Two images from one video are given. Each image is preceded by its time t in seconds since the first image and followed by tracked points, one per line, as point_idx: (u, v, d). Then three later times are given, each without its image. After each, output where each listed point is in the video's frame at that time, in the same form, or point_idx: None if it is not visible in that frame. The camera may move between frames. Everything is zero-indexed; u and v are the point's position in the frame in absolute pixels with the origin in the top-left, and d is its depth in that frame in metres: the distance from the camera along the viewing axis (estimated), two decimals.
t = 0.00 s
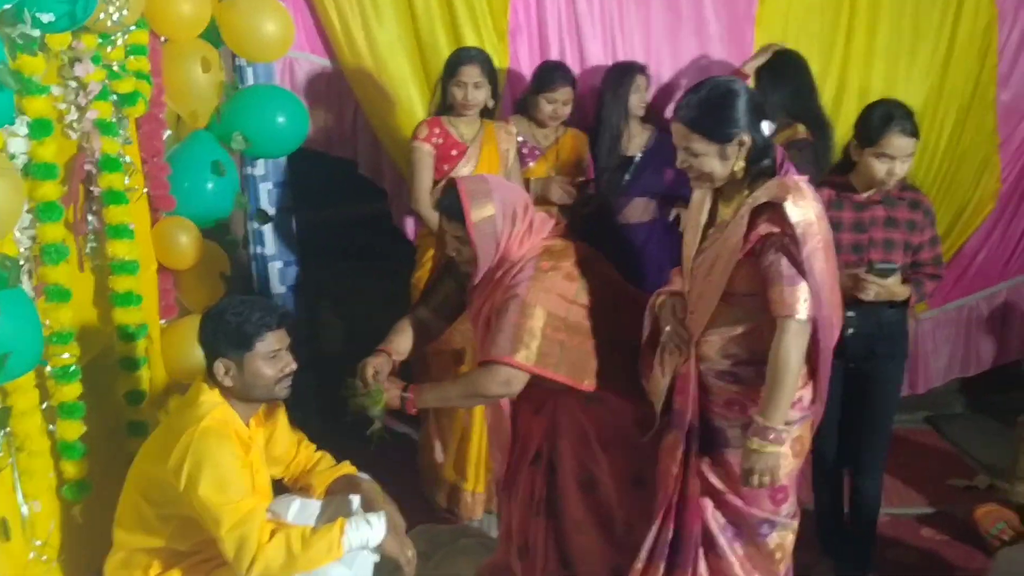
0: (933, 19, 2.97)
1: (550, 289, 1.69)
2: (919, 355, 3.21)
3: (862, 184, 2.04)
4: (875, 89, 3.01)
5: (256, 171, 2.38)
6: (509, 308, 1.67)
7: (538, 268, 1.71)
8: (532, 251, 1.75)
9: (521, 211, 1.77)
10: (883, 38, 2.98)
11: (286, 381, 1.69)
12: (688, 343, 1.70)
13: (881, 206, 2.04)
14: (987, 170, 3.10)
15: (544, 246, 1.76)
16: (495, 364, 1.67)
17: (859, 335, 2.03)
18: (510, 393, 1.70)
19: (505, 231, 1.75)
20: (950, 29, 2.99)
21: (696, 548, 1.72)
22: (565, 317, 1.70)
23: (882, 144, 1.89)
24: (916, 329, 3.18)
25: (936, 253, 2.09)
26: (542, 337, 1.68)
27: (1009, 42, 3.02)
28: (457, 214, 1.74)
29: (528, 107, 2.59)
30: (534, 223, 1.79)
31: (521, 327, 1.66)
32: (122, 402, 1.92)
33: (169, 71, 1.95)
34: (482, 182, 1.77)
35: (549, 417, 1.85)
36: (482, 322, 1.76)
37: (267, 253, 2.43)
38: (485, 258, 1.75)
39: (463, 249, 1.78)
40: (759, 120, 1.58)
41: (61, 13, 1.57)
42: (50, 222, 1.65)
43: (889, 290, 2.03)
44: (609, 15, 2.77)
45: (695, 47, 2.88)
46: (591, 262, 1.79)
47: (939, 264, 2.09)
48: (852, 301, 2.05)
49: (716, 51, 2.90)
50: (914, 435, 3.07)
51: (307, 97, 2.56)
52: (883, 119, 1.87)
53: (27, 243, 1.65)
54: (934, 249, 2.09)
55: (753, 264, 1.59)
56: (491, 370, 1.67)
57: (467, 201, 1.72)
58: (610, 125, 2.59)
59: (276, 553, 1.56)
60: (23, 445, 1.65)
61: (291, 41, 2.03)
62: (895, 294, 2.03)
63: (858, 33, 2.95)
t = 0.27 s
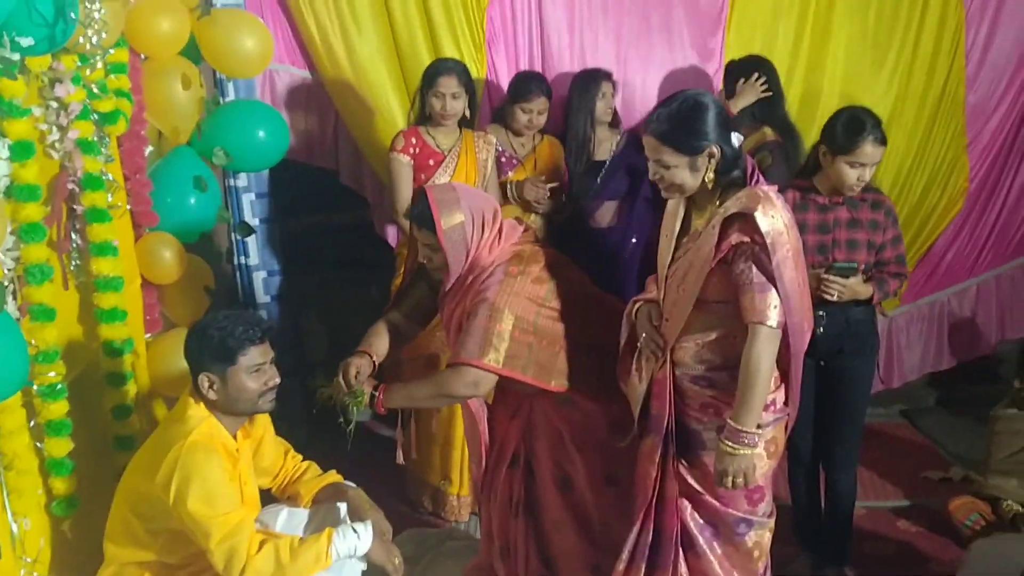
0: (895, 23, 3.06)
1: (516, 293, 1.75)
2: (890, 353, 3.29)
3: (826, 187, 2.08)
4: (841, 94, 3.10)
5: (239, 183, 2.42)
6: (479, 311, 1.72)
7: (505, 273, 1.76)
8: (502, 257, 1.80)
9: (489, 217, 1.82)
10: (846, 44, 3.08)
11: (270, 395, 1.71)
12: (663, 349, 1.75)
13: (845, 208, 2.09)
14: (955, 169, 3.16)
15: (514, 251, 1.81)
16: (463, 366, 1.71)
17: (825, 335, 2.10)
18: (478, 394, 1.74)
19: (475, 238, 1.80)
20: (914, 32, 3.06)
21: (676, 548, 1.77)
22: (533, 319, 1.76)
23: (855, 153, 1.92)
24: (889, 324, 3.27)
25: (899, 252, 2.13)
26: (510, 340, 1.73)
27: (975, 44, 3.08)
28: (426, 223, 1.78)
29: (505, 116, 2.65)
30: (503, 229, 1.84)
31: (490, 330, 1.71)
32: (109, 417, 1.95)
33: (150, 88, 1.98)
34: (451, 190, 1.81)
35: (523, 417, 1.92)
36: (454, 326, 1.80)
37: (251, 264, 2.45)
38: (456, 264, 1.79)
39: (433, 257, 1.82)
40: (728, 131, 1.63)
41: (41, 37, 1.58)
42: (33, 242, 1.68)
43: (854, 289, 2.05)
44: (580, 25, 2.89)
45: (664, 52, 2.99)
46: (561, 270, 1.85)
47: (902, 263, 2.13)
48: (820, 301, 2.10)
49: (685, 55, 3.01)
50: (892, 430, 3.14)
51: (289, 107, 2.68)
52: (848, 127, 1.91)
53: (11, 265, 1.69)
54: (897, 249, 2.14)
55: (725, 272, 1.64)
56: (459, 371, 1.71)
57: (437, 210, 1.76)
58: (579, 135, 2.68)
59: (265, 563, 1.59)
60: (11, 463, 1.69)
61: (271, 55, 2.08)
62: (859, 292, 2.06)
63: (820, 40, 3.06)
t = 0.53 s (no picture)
0: (880, 22, 3.09)
1: (506, 296, 1.77)
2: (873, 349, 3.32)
3: (813, 190, 2.10)
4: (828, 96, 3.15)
5: (229, 192, 2.39)
6: (468, 315, 1.74)
7: (492, 281, 1.77)
8: (490, 264, 1.81)
9: (477, 224, 1.82)
10: (832, 46, 3.11)
11: (261, 410, 1.73)
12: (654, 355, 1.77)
13: (830, 210, 2.10)
14: (944, 162, 3.19)
15: (503, 257, 1.83)
16: (449, 369, 1.72)
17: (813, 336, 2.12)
18: (462, 397, 1.75)
19: (464, 245, 1.80)
20: (898, 30, 3.10)
21: (670, 553, 1.79)
22: (521, 323, 1.78)
23: (852, 160, 1.94)
24: (879, 321, 3.31)
25: (882, 250, 2.15)
26: (497, 344, 1.75)
27: (962, 39, 3.11)
28: (415, 232, 1.77)
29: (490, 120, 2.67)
30: (492, 236, 1.85)
31: (477, 333, 1.73)
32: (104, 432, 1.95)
33: (138, 102, 1.98)
34: (439, 198, 1.81)
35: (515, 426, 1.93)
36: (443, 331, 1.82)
37: (244, 273, 2.48)
38: (445, 271, 1.79)
39: (423, 263, 1.81)
40: (714, 138, 1.64)
41: (28, 56, 1.59)
42: (25, 262, 1.68)
43: (847, 291, 2.08)
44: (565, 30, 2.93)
45: (648, 53, 3.03)
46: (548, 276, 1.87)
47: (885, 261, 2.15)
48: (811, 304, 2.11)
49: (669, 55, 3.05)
50: (883, 425, 3.17)
51: (277, 114, 2.71)
52: (837, 137, 1.93)
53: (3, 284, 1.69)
54: (880, 246, 2.16)
55: (714, 277, 1.65)
56: (444, 373, 1.72)
57: (426, 218, 1.75)
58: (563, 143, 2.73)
59: None
60: (7, 482, 1.71)
61: (257, 67, 2.12)
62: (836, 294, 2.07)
63: (806, 41, 3.09)
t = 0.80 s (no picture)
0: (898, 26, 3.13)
1: (528, 286, 1.82)
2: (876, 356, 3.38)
3: (841, 194, 2.11)
4: (847, 100, 3.17)
5: (248, 196, 2.44)
6: (482, 312, 1.76)
7: (507, 279, 1.80)
8: (507, 265, 1.83)
9: (496, 225, 1.84)
10: (850, 49, 3.13)
11: (281, 413, 1.75)
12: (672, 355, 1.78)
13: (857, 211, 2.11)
14: (962, 161, 3.26)
15: (519, 257, 1.86)
16: (461, 360, 1.73)
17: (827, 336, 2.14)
18: (473, 389, 1.76)
19: (483, 247, 1.82)
20: (915, 33, 3.13)
21: (689, 553, 1.81)
22: (536, 321, 1.80)
23: (881, 164, 1.97)
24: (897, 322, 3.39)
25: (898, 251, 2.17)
26: (511, 340, 1.76)
27: (977, 38, 3.17)
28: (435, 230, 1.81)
29: (504, 123, 2.70)
30: (510, 237, 1.86)
31: (493, 328, 1.74)
32: (130, 433, 1.98)
33: (161, 107, 2.01)
34: (458, 199, 1.84)
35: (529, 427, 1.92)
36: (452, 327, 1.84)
37: (263, 275, 2.49)
38: (464, 271, 1.82)
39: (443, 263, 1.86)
40: (733, 140, 1.66)
41: (55, 63, 1.62)
42: (52, 266, 1.71)
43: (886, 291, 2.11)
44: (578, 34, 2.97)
45: (662, 53, 3.07)
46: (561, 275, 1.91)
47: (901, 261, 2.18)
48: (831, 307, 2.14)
49: (681, 57, 3.09)
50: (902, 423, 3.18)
51: (293, 118, 2.75)
52: (860, 143, 1.97)
53: (31, 286, 1.71)
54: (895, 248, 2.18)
55: (733, 277, 1.66)
56: (455, 364, 1.73)
57: (445, 219, 1.79)
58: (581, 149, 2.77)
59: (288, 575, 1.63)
60: (36, 482, 1.77)
61: (278, 73, 2.16)
62: (855, 297, 2.10)
63: (825, 47, 3.12)
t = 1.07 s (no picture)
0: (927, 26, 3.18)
1: (545, 274, 1.83)
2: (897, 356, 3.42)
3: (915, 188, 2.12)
4: (878, 95, 3.20)
5: (276, 190, 2.47)
6: (500, 297, 1.77)
7: (526, 268, 1.81)
8: (527, 254, 1.84)
9: (518, 216, 1.86)
10: (879, 46, 3.17)
11: (303, 412, 1.76)
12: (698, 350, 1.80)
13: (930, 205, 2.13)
14: (993, 156, 3.31)
15: (540, 248, 1.87)
16: (478, 342, 1.74)
17: (895, 331, 2.13)
18: (488, 372, 1.76)
19: (505, 237, 1.83)
20: (942, 26, 3.18)
21: (714, 548, 1.82)
22: (553, 309, 1.82)
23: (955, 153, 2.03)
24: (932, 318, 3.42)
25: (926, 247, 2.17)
26: (529, 325, 1.78)
27: (1004, 35, 3.23)
28: (458, 219, 1.82)
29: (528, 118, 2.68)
30: (530, 228, 1.88)
31: (511, 311, 1.76)
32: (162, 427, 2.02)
33: (191, 104, 2.04)
34: (481, 189, 1.85)
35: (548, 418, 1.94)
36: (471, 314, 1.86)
37: (291, 270, 2.51)
38: (485, 261, 1.83)
39: (464, 252, 1.85)
40: (763, 135, 1.66)
41: (90, 64, 1.65)
42: (88, 261, 1.74)
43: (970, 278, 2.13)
44: (603, 29, 2.98)
45: (688, 45, 3.07)
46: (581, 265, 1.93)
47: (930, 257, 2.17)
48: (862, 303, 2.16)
49: (707, 50, 3.09)
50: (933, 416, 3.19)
51: (319, 113, 2.77)
52: (934, 133, 2.03)
53: (67, 283, 1.76)
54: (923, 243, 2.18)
55: (760, 271, 1.67)
56: (473, 347, 1.74)
57: (470, 208, 1.80)
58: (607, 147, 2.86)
59: (319, 568, 1.64)
60: (73, 475, 1.79)
61: (307, 70, 2.18)
62: (946, 292, 2.08)
63: (855, 48, 3.16)
